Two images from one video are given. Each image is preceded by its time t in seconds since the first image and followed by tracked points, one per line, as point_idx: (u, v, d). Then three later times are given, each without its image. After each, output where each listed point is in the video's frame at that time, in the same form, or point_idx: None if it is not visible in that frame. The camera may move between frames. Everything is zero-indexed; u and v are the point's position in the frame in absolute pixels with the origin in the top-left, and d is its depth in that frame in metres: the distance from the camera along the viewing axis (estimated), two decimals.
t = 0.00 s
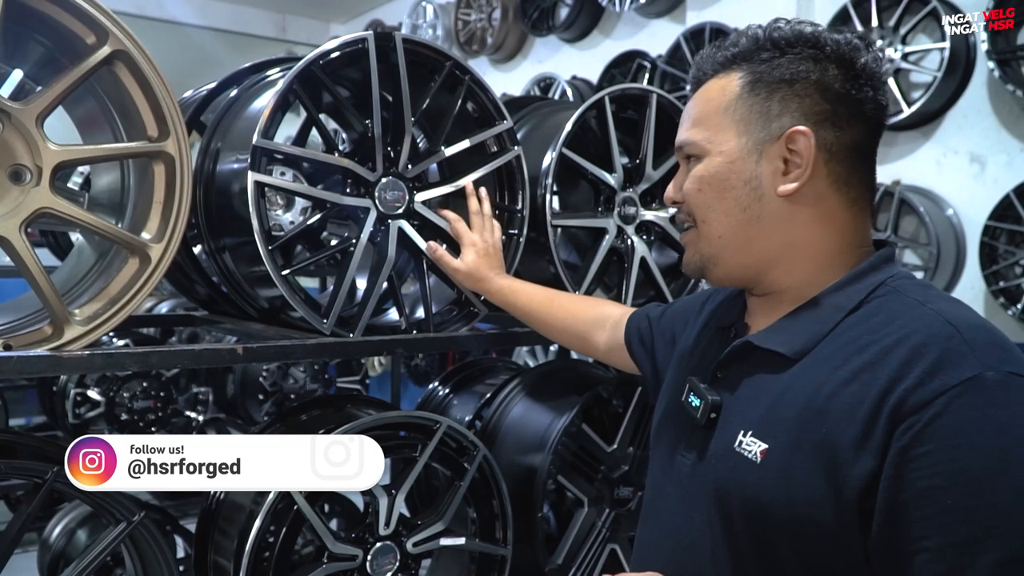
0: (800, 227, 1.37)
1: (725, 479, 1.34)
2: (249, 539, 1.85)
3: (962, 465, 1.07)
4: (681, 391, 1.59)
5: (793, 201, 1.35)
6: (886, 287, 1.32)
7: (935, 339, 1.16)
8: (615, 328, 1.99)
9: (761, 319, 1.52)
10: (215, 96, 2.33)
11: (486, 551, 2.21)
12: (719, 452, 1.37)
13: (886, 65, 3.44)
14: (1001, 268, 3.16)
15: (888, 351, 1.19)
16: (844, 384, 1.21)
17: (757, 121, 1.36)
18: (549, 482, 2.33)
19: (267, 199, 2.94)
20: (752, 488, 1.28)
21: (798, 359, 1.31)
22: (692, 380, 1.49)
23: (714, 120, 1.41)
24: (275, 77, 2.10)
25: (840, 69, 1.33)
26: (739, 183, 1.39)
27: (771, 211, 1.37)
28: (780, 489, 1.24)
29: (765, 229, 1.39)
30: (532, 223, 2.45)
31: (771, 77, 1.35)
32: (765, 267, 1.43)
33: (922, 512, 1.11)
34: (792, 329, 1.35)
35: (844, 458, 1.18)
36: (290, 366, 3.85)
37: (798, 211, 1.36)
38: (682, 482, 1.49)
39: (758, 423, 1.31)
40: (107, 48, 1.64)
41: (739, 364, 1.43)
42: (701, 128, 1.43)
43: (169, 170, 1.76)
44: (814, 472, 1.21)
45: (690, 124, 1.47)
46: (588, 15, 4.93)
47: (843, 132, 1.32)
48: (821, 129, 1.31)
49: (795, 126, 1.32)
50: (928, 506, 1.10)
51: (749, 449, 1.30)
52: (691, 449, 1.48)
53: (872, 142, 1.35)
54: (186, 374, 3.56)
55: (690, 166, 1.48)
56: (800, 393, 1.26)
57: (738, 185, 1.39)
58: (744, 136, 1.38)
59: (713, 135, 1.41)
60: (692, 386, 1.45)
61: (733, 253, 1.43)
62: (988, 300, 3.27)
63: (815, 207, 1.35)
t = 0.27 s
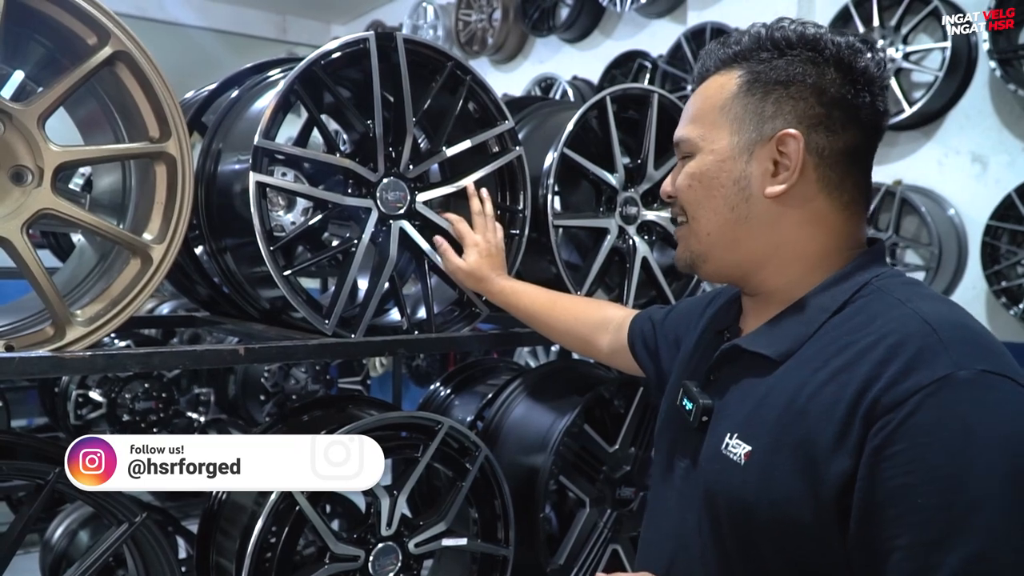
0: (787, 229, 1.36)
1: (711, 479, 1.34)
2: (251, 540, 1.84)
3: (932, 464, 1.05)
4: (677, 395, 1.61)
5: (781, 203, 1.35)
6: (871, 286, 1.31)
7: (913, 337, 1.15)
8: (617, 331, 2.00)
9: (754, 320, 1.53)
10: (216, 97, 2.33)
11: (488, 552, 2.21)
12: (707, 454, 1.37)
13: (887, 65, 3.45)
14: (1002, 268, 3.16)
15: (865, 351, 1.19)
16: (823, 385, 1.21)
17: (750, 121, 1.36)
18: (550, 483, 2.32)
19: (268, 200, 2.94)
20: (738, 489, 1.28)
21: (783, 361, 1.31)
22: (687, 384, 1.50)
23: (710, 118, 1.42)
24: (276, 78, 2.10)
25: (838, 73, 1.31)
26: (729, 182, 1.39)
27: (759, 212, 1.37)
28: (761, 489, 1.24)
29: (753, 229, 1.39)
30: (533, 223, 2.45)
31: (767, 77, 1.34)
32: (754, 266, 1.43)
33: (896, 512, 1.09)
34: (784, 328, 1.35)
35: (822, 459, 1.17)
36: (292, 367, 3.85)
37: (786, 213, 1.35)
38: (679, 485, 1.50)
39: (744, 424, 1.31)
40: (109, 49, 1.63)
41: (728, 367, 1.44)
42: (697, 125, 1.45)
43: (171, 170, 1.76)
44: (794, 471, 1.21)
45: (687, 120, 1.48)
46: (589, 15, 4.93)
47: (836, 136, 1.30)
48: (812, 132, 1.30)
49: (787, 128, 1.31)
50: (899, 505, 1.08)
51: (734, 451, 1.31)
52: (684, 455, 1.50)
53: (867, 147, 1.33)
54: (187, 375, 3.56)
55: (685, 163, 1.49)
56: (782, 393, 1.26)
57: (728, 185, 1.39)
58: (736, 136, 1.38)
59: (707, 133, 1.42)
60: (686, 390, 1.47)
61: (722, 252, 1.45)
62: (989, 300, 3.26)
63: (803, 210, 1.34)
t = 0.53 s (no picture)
0: (788, 234, 1.36)
1: (718, 479, 1.33)
2: (253, 541, 1.84)
3: (944, 465, 1.05)
4: (681, 394, 1.60)
5: (782, 206, 1.35)
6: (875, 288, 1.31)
7: (921, 337, 1.15)
8: (618, 331, 1.99)
9: (758, 321, 1.53)
10: (218, 98, 2.33)
11: (490, 552, 2.21)
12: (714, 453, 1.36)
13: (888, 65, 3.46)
14: (1004, 268, 3.15)
15: (873, 352, 1.19)
16: (831, 385, 1.20)
17: (757, 122, 1.35)
18: (551, 484, 2.32)
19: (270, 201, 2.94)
20: (744, 489, 1.27)
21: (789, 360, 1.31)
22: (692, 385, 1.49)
23: (717, 115, 1.42)
24: (278, 79, 2.10)
25: (851, 79, 1.30)
26: (732, 182, 1.40)
27: (760, 214, 1.38)
28: (768, 489, 1.24)
29: (754, 230, 1.40)
30: (535, 224, 2.45)
31: (779, 78, 1.34)
32: (754, 267, 1.44)
33: (905, 513, 1.09)
34: (793, 328, 1.35)
35: (829, 460, 1.17)
36: (293, 367, 3.85)
37: (786, 217, 1.35)
38: (687, 486, 1.49)
39: (751, 425, 1.31)
40: (110, 50, 1.64)
41: (734, 367, 1.44)
42: (705, 121, 1.44)
43: (172, 171, 1.76)
44: (802, 471, 1.20)
45: (696, 116, 1.48)
46: (590, 16, 4.93)
47: (842, 143, 1.29)
48: (817, 137, 1.30)
49: (792, 133, 1.31)
50: (909, 506, 1.08)
51: (742, 451, 1.30)
52: (691, 457, 1.50)
53: (874, 156, 1.32)
54: (189, 376, 3.57)
55: (692, 158, 1.49)
56: (790, 392, 1.26)
57: (731, 184, 1.40)
58: (741, 136, 1.38)
59: (714, 129, 1.42)
60: (692, 391, 1.46)
61: (722, 251, 1.45)
62: (991, 301, 3.26)
63: (803, 215, 1.34)
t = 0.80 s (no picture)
0: (803, 236, 1.36)
1: (737, 477, 1.33)
2: (255, 541, 1.84)
3: (976, 467, 1.05)
4: (689, 387, 1.59)
5: (800, 208, 1.35)
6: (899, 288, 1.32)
7: (950, 338, 1.15)
8: (622, 328, 1.98)
9: (771, 317, 1.53)
10: (219, 99, 2.33)
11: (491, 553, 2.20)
12: (732, 449, 1.36)
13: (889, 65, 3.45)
14: (1005, 268, 3.15)
15: (899, 351, 1.18)
16: (859, 380, 1.20)
17: (781, 120, 1.34)
18: (553, 484, 2.32)
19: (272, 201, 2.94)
20: (766, 486, 1.27)
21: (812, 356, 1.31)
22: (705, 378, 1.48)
23: (742, 108, 1.40)
24: (279, 79, 2.11)
25: (883, 82, 1.28)
26: (750, 179, 1.39)
27: (776, 213, 1.37)
28: (789, 487, 1.24)
29: (769, 231, 1.39)
30: (536, 224, 2.44)
31: (807, 76, 1.32)
32: (767, 268, 1.43)
33: (934, 513, 1.08)
34: (813, 324, 1.35)
35: (854, 458, 1.17)
36: (294, 368, 3.86)
37: (803, 219, 1.35)
38: (698, 482, 1.47)
39: (771, 422, 1.30)
40: (111, 51, 1.64)
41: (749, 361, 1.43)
42: (729, 114, 1.43)
43: (173, 171, 1.76)
44: (827, 470, 1.19)
45: (720, 107, 1.46)
46: (591, 15, 4.94)
47: (866, 148, 1.28)
48: (841, 141, 1.29)
49: (814, 134, 1.30)
50: (939, 506, 1.08)
51: (762, 448, 1.29)
52: (703, 453, 1.47)
53: (898, 164, 1.31)
54: (190, 377, 3.57)
55: (712, 150, 1.48)
56: (812, 388, 1.26)
57: (749, 181, 1.39)
58: (764, 133, 1.36)
59: (737, 123, 1.41)
60: (705, 386, 1.45)
61: (735, 247, 1.45)
62: (993, 300, 3.26)
63: (820, 219, 1.34)
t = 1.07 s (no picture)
0: (834, 233, 1.35)
1: (752, 472, 1.32)
2: (258, 541, 1.85)
3: (1002, 470, 1.09)
4: (706, 380, 1.55)
5: (833, 205, 1.33)
6: (930, 288, 1.33)
7: (980, 342, 1.16)
8: (638, 319, 1.97)
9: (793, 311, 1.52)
10: (221, 100, 2.34)
11: (494, 553, 2.20)
12: (747, 442, 1.35)
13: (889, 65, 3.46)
14: (1008, 267, 3.15)
15: (932, 350, 1.18)
16: (884, 379, 1.20)
17: (816, 115, 1.32)
18: (556, 484, 2.32)
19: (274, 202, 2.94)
20: (784, 482, 1.26)
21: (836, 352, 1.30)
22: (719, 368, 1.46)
23: (773, 102, 1.38)
24: (281, 80, 2.11)
25: (920, 76, 1.27)
26: (783, 175, 1.36)
27: (808, 211, 1.36)
28: (807, 485, 1.24)
29: (800, 227, 1.38)
30: (538, 224, 2.44)
31: (843, 71, 1.30)
32: (795, 265, 1.42)
33: (960, 517, 1.10)
34: (830, 321, 1.34)
35: (878, 456, 1.17)
36: (296, 369, 3.86)
37: (835, 216, 1.34)
38: (707, 470, 1.44)
39: (789, 417, 1.29)
40: (114, 52, 1.64)
41: (767, 355, 1.41)
42: (760, 109, 1.40)
43: (177, 172, 1.76)
44: (847, 470, 1.20)
45: (749, 102, 1.44)
46: (592, 16, 4.94)
47: (903, 144, 1.28)
48: (877, 137, 1.28)
49: (850, 131, 1.29)
50: (965, 509, 1.10)
51: (778, 441, 1.29)
52: (715, 440, 1.44)
53: (933, 159, 1.30)
54: (193, 378, 3.58)
55: (741, 145, 1.45)
56: (830, 386, 1.26)
57: (782, 177, 1.36)
58: (797, 128, 1.34)
59: (768, 118, 1.39)
60: (718, 374, 1.43)
61: (765, 244, 1.43)
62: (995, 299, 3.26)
63: (853, 215, 1.33)
